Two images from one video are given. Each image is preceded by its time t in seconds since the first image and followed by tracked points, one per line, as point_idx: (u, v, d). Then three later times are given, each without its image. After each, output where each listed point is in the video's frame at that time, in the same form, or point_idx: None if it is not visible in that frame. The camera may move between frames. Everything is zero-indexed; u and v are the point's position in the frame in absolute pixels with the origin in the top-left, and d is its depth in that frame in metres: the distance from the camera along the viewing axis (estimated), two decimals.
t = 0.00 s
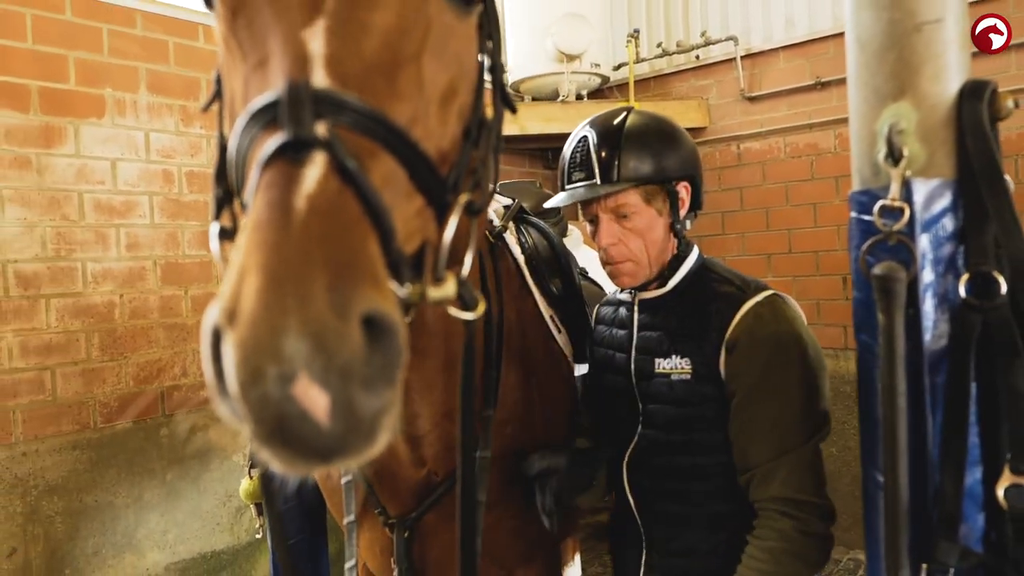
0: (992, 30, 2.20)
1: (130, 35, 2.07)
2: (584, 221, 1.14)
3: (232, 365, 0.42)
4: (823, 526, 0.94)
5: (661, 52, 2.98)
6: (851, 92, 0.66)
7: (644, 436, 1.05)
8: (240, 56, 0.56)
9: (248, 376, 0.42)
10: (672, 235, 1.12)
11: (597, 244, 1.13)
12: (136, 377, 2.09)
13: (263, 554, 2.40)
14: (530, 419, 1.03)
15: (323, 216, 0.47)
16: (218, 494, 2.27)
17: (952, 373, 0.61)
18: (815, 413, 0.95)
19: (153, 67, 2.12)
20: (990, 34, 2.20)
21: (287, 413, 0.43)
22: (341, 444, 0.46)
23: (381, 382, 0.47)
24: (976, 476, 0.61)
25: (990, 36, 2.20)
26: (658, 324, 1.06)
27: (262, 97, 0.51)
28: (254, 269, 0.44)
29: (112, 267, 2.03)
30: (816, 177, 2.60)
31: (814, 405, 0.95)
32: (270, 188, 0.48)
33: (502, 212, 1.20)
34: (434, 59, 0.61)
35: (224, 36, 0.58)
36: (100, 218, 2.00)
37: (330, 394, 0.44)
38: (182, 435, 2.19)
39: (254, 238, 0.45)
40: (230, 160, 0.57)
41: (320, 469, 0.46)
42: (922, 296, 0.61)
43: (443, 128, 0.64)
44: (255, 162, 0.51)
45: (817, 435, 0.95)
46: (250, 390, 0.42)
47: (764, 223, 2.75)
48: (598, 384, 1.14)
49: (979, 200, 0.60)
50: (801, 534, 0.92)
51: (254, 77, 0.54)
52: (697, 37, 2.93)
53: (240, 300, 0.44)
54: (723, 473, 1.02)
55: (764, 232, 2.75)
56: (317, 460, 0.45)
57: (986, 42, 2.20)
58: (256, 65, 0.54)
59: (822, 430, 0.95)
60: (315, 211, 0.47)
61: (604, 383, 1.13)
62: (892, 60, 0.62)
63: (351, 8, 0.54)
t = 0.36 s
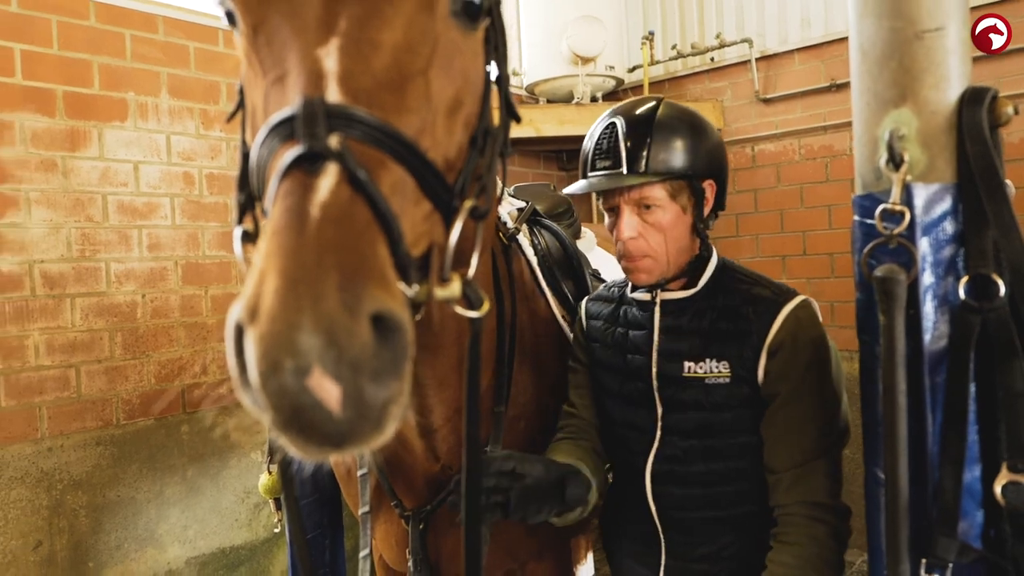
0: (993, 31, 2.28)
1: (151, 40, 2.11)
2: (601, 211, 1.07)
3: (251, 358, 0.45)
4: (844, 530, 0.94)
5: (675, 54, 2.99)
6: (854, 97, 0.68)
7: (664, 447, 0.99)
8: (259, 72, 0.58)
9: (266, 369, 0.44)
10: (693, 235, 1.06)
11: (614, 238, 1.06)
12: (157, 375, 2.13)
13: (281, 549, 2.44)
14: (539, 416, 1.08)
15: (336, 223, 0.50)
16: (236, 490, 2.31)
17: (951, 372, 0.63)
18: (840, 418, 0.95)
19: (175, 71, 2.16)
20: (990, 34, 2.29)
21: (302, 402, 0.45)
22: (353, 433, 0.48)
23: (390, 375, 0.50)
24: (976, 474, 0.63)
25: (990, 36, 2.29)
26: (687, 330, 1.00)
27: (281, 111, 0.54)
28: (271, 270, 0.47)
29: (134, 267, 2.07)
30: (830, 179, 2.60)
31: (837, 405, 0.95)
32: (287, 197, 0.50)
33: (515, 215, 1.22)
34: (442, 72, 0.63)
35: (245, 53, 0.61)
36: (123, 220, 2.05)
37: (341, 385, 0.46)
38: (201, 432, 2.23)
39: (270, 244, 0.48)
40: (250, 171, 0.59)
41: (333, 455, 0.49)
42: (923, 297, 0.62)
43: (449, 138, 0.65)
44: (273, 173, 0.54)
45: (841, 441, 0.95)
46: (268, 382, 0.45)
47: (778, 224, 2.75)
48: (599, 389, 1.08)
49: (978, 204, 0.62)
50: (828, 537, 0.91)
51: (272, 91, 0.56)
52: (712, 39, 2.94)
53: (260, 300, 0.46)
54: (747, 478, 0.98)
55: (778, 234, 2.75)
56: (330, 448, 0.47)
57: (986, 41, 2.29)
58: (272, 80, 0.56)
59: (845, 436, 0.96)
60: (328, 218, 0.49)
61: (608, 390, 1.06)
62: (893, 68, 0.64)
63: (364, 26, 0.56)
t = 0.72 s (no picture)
0: (991, 31, 2.31)
1: (170, 41, 2.15)
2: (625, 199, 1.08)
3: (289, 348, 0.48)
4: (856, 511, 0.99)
5: (687, 55, 3.01)
6: (862, 103, 0.70)
7: (695, 442, 1.00)
8: (292, 82, 0.62)
9: (303, 358, 0.47)
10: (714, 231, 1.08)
11: (636, 227, 1.07)
12: (175, 371, 2.17)
13: (295, 544, 2.48)
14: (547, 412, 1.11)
15: (366, 224, 0.53)
16: (252, 485, 2.35)
17: (954, 370, 0.65)
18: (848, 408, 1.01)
19: (193, 73, 2.20)
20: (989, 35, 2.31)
21: (335, 389, 0.48)
22: (382, 420, 0.50)
23: (416, 365, 0.52)
24: (977, 469, 0.65)
25: (989, 37, 2.31)
26: (713, 326, 1.01)
27: (316, 121, 0.58)
28: (308, 267, 0.50)
29: (153, 265, 2.11)
30: (841, 180, 2.61)
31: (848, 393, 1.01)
32: (321, 202, 0.53)
33: (531, 216, 1.26)
34: (463, 82, 0.66)
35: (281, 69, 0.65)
36: (142, 219, 2.09)
37: (371, 374, 0.49)
38: (217, 428, 2.26)
39: (306, 242, 0.51)
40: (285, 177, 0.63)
41: (363, 441, 0.51)
42: (927, 298, 0.64)
43: (470, 145, 0.68)
44: (308, 178, 0.57)
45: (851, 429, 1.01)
46: (305, 370, 0.47)
47: (790, 225, 2.76)
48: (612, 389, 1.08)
49: (980, 208, 0.64)
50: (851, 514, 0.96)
51: (305, 102, 0.61)
52: (724, 41, 2.95)
53: (296, 294, 0.49)
54: (769, 469, 1.00)
55: (789, 234, 2.76)
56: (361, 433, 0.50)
57: (986, 41, 2.32)
58: (306, 91, 0.60)
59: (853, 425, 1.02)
60: (359, 220, 0.53)
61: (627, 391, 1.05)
62: (899, 75, 0.66)
63: (391, 38, 0.60)
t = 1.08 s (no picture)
0: (992, 31, 2.37)
1: (174, 41, 2.17)
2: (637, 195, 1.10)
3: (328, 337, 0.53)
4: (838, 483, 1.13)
5: (684, 58, 3.05)
6: (859, 110, 0.73)
7: (719, 434, 1.02)
8: (322, 90, 0.68)
9: (340, 347, 0.52)
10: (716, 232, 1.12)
11: (648, 223, 1.09)
12: (177, 369, 2.19)
13: (294, 542, 2.50)
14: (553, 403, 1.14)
15: (397, 224, 0.58)
16: (252, 482, 2.37)
17: (946, 366, 0.68)
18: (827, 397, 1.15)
19: (196, 73, 2.22)
20: (990, 34, 2.37)
21: (369, 375, 0.53)
22: (411, 404, 0.55)
23: (442, 354, 0.57)
24: (968, 460, 0.68)
25: (990, 36, 2.37)
26: (723, 320, 1.05)
27: (347, 129, 0.63)
28: (344, 263, 0.55)
29: (155, 263, 2.13)
30: (835, 182, 2.65)
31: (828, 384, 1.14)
32: (354, 204, 0.59)
33: (535, 216, 1.29)
34: (482, 91, 0.70)
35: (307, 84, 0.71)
36: (145, 217, 2.11)
37: (402, 362, 0.54)
38: (217, 425, 2.28)
39: (342, 240, 0.56)
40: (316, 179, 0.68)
41: (393, 425, 0.56)
42: (920, 297, 0.67)
43: (488, 150, 0.72)
44: (341, 181, 0.62)
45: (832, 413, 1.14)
46: (341, 357, 0.52)
47: (784, 227, 2.80)
48: (618, 390, 1.07)
49: (971, 212, 0.68)
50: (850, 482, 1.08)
51: (335, 108, 0.66)
52: (720, 44, 3.00)
53: (333, 289, 0.54)
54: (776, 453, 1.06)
55: (783, 235, 2.80)
56: (391, 417, 0.55)
57: (986, 41, 2.38)
58: (336, 98, 0.66)
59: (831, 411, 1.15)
60: (391, 220, 0.58)
61: (645, 392, 1.04)
62: (895, 83, 0.69)
63: (417, 49, 0.65)
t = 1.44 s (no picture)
0: (992, 31, 2.37)
1: (153, 39, 2.16)
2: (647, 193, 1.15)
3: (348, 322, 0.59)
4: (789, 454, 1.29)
5: (659, 63, 3.11)
6: (838, 117, 0.77)
7: (718, 419, 1.08)
8: (336, 91, 0.75)
9: (361, 332, 0.58)
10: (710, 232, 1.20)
11: (654, 221, 1.15)
12: (155, 369, 2.18)
13: (273, 542, 2.50)
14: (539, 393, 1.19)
15: (413, 217, 0.65)
16: (230, 482, 2.36)
17: (919, 359, 0.72)
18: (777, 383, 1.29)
19: (176, 71, 2.22)
20: (990, 34, 2.38)
21: (387, 359, 0.59)
22: (424, 387, 0.61)
23: (454, 340, 0.63)
24: (938, 447, 0.73)
25: (990, 36, 2.38)
26: (716, 313, 1.12)
27: (364, 128, 0.70)
28: (365, 255, 0.61)
29: (134, 263, 2.12)
30: (805, 185, 2.72)
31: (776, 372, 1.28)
32: (372, 198, 0.65)
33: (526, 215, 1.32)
34: (488, 95, 0.77)
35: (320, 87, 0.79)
36: (123, 216, 2.10)
37: (418, 346, 0.60)
38: (196, 425, 2.28)
39: (364, 230, 0.63)
40: (329, 175, 0.75)
41: (405, 406, 0.62)
42: (896, 294, 0.72)
43: (493, 149, 0.79)
44: (357, 175, 0.69)
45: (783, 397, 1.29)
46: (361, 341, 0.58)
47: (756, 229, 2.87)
48: (617, 386, 1.11)
49: (942, 215, 0.72)
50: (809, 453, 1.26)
51: (349, 108, 0.73)
52: (694, 50, 3.07)
53: (354, 278, 0.60)
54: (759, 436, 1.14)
55: (755, 237, 2.87)
56: (402, 399, 0.60)
57: (987, 42, 2.38)
58: (349, 99, 0.73)
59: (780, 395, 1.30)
60: (407, 214, 0.65)
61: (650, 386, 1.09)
62: (872, 92, 0.73)
63: (427, 54, 0.73)
